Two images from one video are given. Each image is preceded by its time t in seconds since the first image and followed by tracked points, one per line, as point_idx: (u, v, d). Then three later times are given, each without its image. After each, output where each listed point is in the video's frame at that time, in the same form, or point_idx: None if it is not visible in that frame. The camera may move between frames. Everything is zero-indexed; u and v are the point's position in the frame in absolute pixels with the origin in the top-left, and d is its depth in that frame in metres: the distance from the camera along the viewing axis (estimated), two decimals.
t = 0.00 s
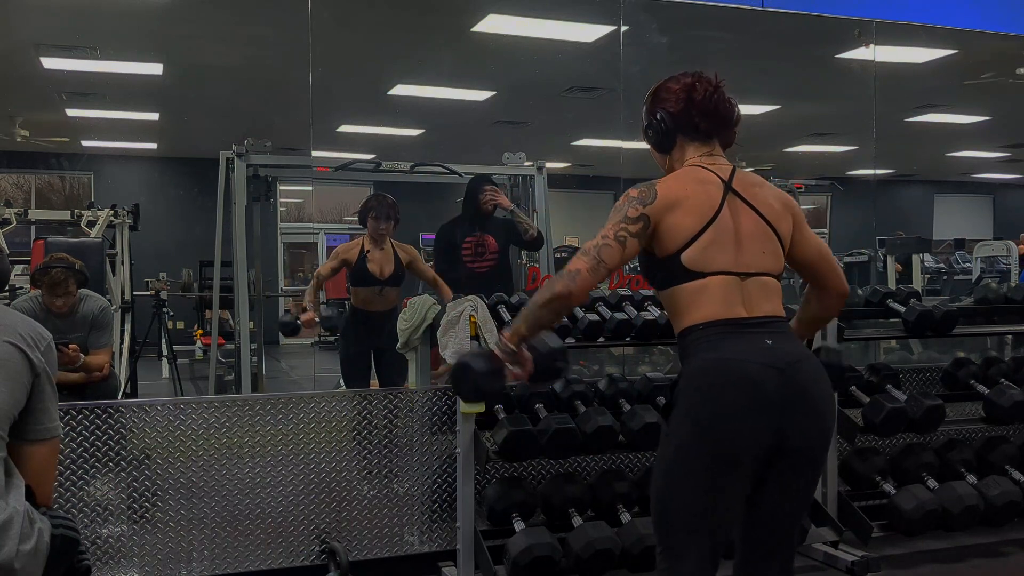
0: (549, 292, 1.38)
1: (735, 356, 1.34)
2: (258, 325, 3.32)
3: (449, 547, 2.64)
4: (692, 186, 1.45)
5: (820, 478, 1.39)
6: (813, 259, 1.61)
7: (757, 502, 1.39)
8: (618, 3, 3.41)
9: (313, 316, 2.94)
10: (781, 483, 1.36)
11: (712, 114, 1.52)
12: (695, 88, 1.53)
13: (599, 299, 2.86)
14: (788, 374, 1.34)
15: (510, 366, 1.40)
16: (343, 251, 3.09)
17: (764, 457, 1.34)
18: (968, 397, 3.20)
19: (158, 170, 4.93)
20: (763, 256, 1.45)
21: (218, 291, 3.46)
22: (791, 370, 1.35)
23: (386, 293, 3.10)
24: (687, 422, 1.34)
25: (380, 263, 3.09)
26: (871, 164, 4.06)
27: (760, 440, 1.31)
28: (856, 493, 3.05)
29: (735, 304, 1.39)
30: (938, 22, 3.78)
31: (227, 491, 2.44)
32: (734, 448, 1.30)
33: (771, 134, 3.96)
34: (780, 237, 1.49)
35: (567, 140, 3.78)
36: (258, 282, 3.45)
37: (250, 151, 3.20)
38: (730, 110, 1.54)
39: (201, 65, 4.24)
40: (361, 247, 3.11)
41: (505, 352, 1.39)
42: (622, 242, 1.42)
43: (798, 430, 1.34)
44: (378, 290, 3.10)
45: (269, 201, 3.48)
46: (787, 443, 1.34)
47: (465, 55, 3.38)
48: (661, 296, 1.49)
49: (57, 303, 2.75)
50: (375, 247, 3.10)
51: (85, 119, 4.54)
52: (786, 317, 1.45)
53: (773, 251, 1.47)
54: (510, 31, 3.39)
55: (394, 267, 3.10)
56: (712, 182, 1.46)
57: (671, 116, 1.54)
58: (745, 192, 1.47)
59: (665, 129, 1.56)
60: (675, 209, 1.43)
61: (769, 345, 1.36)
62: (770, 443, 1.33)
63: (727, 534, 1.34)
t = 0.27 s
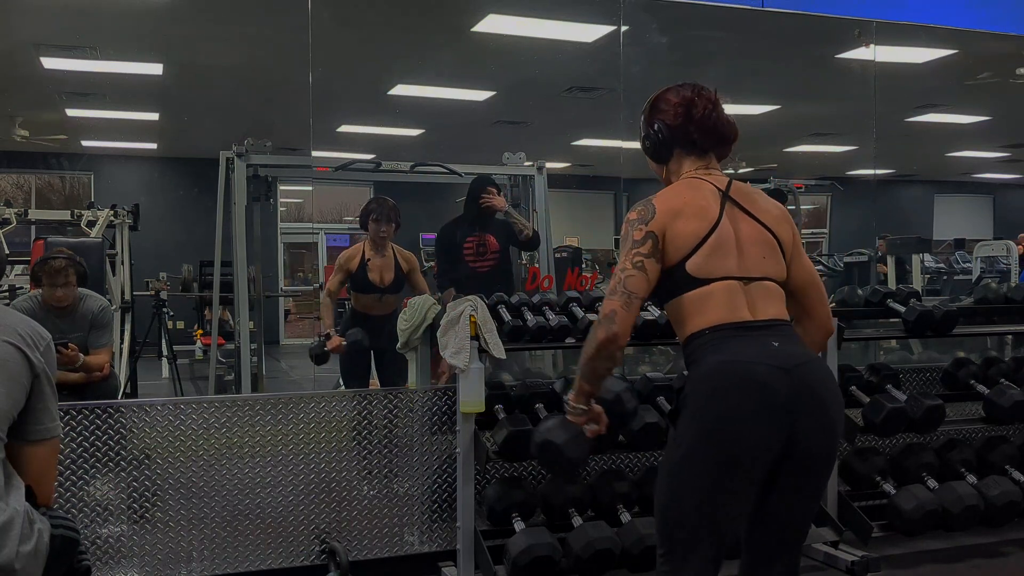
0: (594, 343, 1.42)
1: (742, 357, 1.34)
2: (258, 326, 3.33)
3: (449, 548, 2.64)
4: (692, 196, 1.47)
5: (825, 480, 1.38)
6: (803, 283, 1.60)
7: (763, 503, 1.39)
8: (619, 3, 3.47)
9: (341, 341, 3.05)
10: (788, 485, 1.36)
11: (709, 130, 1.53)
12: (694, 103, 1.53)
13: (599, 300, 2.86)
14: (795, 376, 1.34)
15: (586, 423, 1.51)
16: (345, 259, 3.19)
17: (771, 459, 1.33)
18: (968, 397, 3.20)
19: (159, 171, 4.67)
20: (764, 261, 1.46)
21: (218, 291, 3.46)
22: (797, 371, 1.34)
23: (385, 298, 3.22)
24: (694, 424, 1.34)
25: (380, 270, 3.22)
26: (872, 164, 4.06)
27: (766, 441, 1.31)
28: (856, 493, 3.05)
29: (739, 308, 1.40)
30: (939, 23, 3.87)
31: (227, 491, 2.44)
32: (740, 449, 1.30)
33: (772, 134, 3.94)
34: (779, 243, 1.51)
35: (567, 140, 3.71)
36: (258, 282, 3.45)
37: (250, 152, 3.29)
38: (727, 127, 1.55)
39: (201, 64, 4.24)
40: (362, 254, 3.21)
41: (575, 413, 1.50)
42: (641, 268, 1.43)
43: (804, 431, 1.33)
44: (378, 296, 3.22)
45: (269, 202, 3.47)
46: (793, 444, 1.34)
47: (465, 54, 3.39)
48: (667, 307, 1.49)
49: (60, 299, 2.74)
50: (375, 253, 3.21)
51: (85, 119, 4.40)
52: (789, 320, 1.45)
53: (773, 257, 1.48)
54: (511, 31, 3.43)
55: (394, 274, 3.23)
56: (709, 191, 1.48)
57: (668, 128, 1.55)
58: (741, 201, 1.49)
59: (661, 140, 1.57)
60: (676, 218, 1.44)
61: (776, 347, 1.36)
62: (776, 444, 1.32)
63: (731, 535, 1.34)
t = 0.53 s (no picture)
0: (619, 360, 1.45)
1: (746, 358, 1.33)
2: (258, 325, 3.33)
3: (449, 548, 2.64)
4: (692, 199, 1.48)
5: (829, 480, 1.38)
6: (801, 288, 1.58)
7: (766, 503, 1.39)
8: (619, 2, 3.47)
9: (358, 347, 3.05)
10: (792, 485, 1.36)
11: (709, 135, 1.54)
12: (695, 108, 1.53)
13: (599, 300, 2.85)
14: (799, 376, 1.33)
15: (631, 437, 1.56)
16: (348, 261, 3.18)
17: (776, 459, 1.33)
18: (968, 397, 3.20)
19: (159, 171, 4.68)
20: (764, 261, 1.47)
21: (218, 290, 3.47)
22: (800, 371, 1.34)
23: (387, 301, 3.23)
24: (698, 424, 1.34)
25: (381, 273, 3.22)
26: (872, 164, 4.05)
27: (770, 442, 1.31)
28: (856, 493, 3.05)
29: (742, 309, 1.40)
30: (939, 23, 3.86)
31: (226, 491, 2.44)
32: (743, 449, 1.30)
33: (773, 134, 3.92)
34: (779, 245, 1.52)
35: (567, 141, 3.69)
36: (258, 282, 3.45)
37: (250, 152, 3.29)
38: (727, 131, 1.55)
39: (201, 64, 4.23)
40: (363, 256, 3.21)
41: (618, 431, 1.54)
42: (650, 276, 1.44)
43: (807, 431, 1.33)
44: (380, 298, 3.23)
45: (269, 202, 3.48)
46: (796, 444, 1.34)
47: (464, 54, 3.38)
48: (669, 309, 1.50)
49: (59, 292, 2.76)
50: (377, 255, 3.21)
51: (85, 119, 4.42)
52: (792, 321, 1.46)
53: (774, 259, 1.49)
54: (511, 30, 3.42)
55: (396, 276, 3.23)
56: (709, 195, 1.49)
57: (669, 132, 1.55)
58: (741, 203, 1.50)
59: (661, 143, 1.57)
60: (678, 222, 1.45)
61: (778, 347, 1.36)
62: (781, 444, 1.32)
63: (735, 535, 1.33)
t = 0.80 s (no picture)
0: (584, 320, 1.42)
1: (743, 357, 1.33)
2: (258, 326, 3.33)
3: (449, 548, 2.64)
4: (703, 187, 1.45)
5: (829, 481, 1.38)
6: (817, 270, 1.58)
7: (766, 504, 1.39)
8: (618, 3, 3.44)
9: (334, 330, 3.04)
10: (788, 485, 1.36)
11: (723, 113, 1.52)
12: (707, 88, 1.51)
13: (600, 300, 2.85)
14: (796, 376, 1.34)
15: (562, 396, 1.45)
16: (348, 253, 3.10)
17: (771, 459, 1.34)
18: (968, 397, 3.20)
19: (159, 171, 4.82)
20: (773, 257, 1.45)
21: (218, 291, 3.47)
22: (798, 371, 1.34)
23: (388, 293, 3.11)
24: (694, 423, 1.34)
25: (382, 263, 3.11)
26: (872, 164, 4.08)
27: (767, 441, 1.31)
28: (857, 493, 3.05)
29: (745, 306, 1.39)
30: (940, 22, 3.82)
31: (226, 491, 2.44)
32: (740, 449, 1.30)
33: (773, 134, 3.92)
34: (791, 238, 1.49)
35: (568, 140, 3.72)
36: (257, 282, 3.45)
37: (250, 151, 3.20)
38: (741, 110, 1.53)
39: (201, 64, 4.24)
40: (363, 248, 3.13)
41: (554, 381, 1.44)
42: (642, 256, 1.43)
43: (804, 431, 1.34)
44: (380, 290, 3.12)
45: (269, 202, 3.48)
46: (792, 444, 1.34)
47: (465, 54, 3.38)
48: (672, 296, 1.48)
49: (60, 282, 2.75)
50: (377, 247, 3.12)
51: (85, 119, 4.60)
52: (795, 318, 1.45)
53: (784, 252, 1.47)
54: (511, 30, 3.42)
55: (396, 267, 3.12)
56: (723, 183, 1.46)
57: (681, 115, 1.53)
58: (755, 193, 1.47)
59: (674, 127, 1.55)
60: (687, 210, 1.43)
61: (778, 346, 1.36)
62: (777, 444, 1.33)
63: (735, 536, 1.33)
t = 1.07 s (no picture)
0: (546, 245, 1.26)
1: (732, 355, 1.34)
2: (259, 326, 3.32)
3: (449, 548, 2.64)
4: (713, 173, 1.39)
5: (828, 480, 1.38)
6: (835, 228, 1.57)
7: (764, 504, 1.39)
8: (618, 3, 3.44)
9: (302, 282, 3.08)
10: (780, 484, 1.37)
11: (730, 90, 1.50)
12: (710, 68, 1.50)
13: (599, 300, 2.86)
14: (783, 374, 1.35)
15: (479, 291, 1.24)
16: (345, 241, 3.12)
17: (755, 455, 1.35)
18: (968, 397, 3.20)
19: (159, 171, 4.81)
20: (771, 254, 1.42)
21: (218, 291, 3.47)
22: (785, 370, 1.35)
23: (387, 283, 3.11)
24: (681, 420, 1.35)
25: (380, 252, 3.12)
26: (871, 164, 4.08)
27: (753, 439, 1.32)
28: (857, 493, 3.05)
29: (736, 303, 1.38)
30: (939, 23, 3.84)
31: (226, 491, 2.44)
32: (726, 447, 1.31)
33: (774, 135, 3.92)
34: (791, 235, 1.47)
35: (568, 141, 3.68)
36: (258, 282, 3.45)
37: (250, 151, 3.29)
38: (746, 83, 1.51)
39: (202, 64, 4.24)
40: (362, 239, 3.13)
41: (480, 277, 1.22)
42: (630, 217, 1.33)
43: (788, 428, 1.34)
44: (379, 280, 3.11)
45: (269, 202, 3.46)
46: (778, 442, 1.35)
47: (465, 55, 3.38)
48: (668, 280, 1.45)
49: (64, 276, 2.77)
50: (375, 238, 3.13)
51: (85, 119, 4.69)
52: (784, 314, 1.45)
53: (783, 249, 1.44)
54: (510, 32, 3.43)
55: (395, 256, 3.13)
56: (733, 172, 1.40)
57: (687, 101, 1.52)
58: (762, 185, 1.42)
59: (680, 116, 1.53)
60: (693, 198, 1.37)
61: (767, 345, 1.36)
62: (761, 442, 1.34)
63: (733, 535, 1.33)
